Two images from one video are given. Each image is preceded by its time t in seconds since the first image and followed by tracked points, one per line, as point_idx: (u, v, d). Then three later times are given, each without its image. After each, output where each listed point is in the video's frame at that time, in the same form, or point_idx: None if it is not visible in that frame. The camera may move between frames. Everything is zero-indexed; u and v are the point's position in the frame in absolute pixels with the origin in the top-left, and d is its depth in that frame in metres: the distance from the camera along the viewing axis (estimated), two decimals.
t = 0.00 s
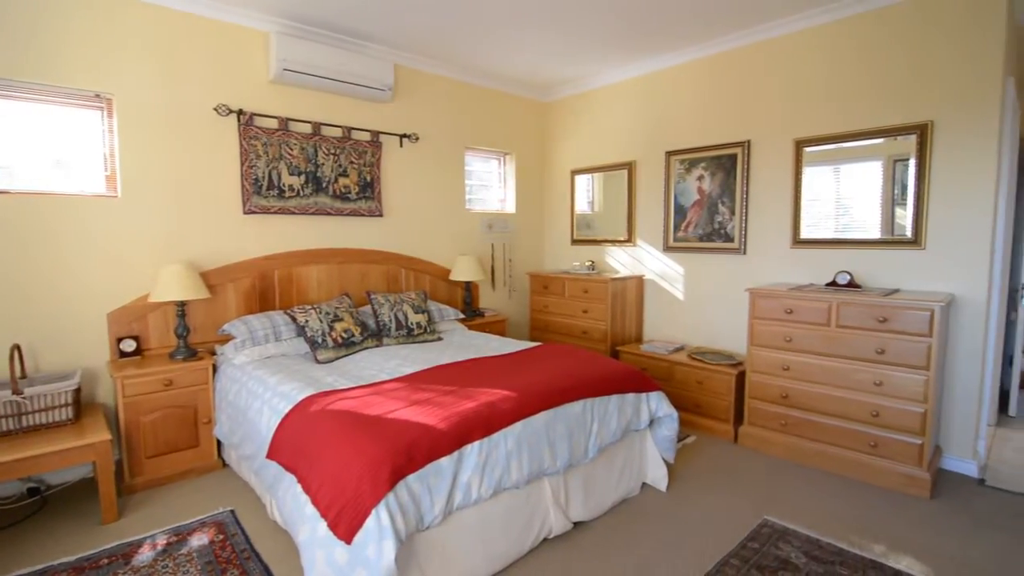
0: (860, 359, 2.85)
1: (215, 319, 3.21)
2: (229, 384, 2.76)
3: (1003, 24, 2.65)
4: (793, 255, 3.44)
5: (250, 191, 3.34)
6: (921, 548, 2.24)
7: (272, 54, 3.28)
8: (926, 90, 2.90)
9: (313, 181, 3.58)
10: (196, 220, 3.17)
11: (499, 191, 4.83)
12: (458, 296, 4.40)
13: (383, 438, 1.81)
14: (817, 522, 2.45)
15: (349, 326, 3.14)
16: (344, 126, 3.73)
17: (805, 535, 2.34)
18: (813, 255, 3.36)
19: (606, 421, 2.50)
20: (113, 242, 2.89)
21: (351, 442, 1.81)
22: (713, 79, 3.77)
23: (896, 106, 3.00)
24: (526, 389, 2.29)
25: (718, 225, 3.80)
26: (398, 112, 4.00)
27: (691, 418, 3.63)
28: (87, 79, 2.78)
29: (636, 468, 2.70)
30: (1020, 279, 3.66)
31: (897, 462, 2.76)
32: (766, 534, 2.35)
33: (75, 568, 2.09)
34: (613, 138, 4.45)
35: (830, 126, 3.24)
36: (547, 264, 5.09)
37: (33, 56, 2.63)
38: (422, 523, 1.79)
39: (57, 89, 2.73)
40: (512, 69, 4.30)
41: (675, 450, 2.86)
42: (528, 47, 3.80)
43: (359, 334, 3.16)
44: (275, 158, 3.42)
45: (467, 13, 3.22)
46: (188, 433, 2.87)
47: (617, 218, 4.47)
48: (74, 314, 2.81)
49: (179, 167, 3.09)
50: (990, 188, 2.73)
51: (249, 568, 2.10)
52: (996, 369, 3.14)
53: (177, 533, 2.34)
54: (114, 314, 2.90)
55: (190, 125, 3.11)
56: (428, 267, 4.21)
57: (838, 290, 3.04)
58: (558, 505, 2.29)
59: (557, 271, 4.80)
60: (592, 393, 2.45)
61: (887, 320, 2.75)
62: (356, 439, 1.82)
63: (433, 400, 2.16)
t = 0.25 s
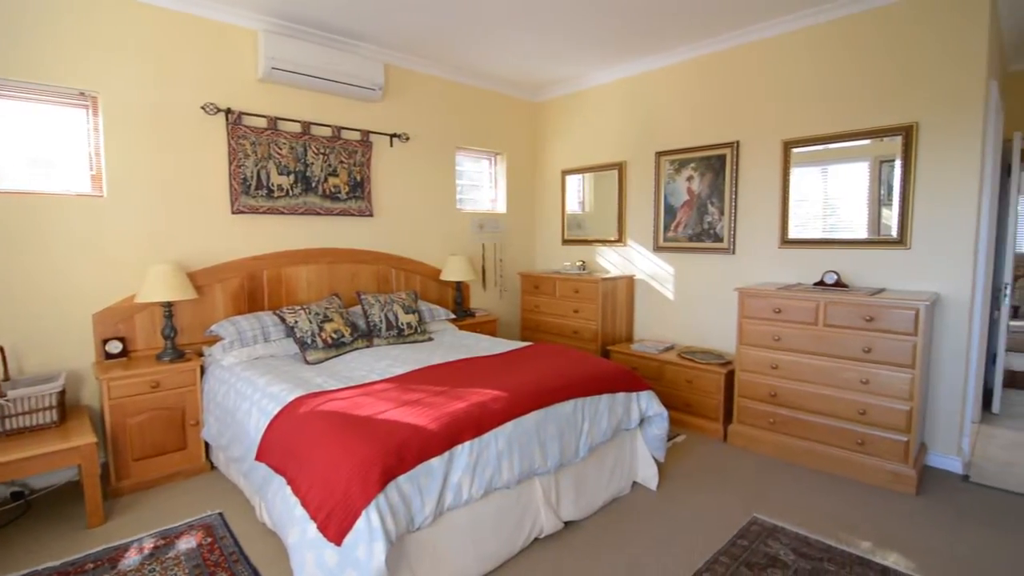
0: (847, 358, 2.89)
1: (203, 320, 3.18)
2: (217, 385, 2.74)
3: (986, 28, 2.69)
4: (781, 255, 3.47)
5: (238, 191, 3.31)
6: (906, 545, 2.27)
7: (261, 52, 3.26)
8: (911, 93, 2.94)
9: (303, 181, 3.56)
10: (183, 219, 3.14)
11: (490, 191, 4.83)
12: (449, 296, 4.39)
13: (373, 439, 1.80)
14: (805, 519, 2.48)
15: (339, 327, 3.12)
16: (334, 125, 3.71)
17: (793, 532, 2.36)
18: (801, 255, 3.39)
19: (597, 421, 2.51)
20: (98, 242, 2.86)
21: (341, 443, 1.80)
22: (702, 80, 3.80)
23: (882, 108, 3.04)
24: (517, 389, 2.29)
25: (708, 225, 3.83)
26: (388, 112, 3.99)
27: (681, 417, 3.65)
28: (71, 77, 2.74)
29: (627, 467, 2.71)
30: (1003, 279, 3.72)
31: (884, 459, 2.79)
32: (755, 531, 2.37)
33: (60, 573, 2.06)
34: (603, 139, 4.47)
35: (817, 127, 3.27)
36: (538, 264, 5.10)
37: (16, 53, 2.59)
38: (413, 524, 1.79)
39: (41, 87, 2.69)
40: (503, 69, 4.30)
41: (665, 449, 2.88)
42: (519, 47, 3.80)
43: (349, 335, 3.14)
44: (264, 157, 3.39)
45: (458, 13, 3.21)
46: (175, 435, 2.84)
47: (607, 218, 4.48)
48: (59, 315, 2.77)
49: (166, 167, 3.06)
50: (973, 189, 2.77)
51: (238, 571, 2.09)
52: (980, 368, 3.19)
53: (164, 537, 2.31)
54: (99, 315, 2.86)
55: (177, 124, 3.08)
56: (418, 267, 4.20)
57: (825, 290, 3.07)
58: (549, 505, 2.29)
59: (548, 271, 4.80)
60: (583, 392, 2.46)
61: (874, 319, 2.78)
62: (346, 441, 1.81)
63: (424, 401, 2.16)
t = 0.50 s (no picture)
0: (833, 357, 2.92)
1: (189, 321, 3.14)
2: (205, 387, 2.71)
3: (969, 31, 2.74)
4: (769, 255, 3.50)
5: (225, 190, 3.28)
6: (892, 540, 2.31)
7: (249, 50, 3.23)
8: (896, 95, 2.98)
9: (291, 180, 3.54)
10: (170, 219, 3.10)
11: (480, 191, 4.82)
12: (439, 296, 4.38)
13: (362, 440, 1.79)
14: (793, 517, 2.51)
15: (328, 327, 3.10)
16: (322, 124, 3.68)
17: (781, 529, 2.39)
18: (788, 254, 3.42)
19: (587, 420, 2.52)
20: (82, 242, 2.82)
21: (330, 444, 1.79)
22: (691, 80, 3.82)
23: (867, 110, 3.08)
24: (507, 389, 2.29)
25: (697, 225, 3.85)
26: (378, 111, 3.97)
27: (670, 416, 3.67)
28: (53, 74, 2.69)
29: (617, 466, 2.72)
30: (985, 278, 3.79)
31: (870, 456, 2.83)
32: (744, 529, 2.39)
33: None
34: (593, 139, 4.49)
35: (804, 129, 3.31)
36: (529, 264, 5.10)
37: None
38: (403, 525, 1.78)
39: (23, 84, 2.65)
40: (493, 69, 4.30)
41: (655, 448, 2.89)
42: (509, 47, 3.80)
43: (338, 336, 3.13)
44: (252, 156, 3.36)
45: (447, 12, 3.21)
46: (162, 438, 2.80)
47: (597, 218, 4.50)
48: (42, 316, 2.72)
49: (152, 166, 3.02)
50: (956, 189, 2.81)
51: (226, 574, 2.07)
52: (963, 365, 3.25)
53: (150, 541, 2.29)
54: (84, 316, 2.82)
55: (163, 123, 3.05)
56: (408, 267, 4.18)
57: (812, 289, 3.11)
58: (540, 505, 2.29)
59: (539, 271, 4.81)
60: (573, 392, 2.46)
61: (860, 318, 2.82)
62: (335, 442, 1.80)
63: (414, 401, 2.15)
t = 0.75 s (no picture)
0: (820, 355, 2.96)
1: (176, 322, 3.11)
2: (192, 388, 2.68)
3: (952, 34, 2.78)
4: (757, 255, 3.54)
5: (212, 190, 3.25)
6: (877, 537, 2.34)
7: (236, 48, 3.20)
8: (881, 97, 3.02)
9: (279, 180, 3.51)
10: (156, 219, 3.06)
11: (470, 191, 4.82)
12: (429, 296, 4.37)
13: (352, 441, 1.79)
14: (781, 514, 2.53)
15: (317, 328, 3.08)
16: (311, 124, 3.66)
17: (769, 526, 2.41)
18: (776, 254, 3.46)
19: (577, 420, 2.53)
20: (66, 242, 2.77)
21: (319, 445, 1.78)
22: (680, 81, 3.85)
23: (852, 112, 3.12)
24: (498, 389, 2.29)
25: (686, 225, 3.88)
26: (367, 110, 3.95)
27: (660, 415, 3.69)
28: (35, 71, 2.65)
29: (607, 466, 2.73)
30: (967, 277, 3.85)
31: (856, 453, 2.86)
32: (733, 526, 2.41)
33: None
34: (583, 139, 4.50)
35: (791, 130, 3.34)
36: (519, 264, 5.10)
37: None
38: (393, 526, 1.77)
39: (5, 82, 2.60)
40: (483, 69, 4.30)
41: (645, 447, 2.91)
42: (499, 46, 3.80)
43: (327, 337, 3.11)
44: (239, 156, 3.33)
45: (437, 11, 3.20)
46: (148, 440, 2.77)
47: (587, 219, 4.51)
48: (24, 317, 2.68)
49: (137, 165, 2.98)
50: (939, 190, 2.86)
51: None
52: (946, 363, 3.30)
53: (136, 544, 2.26)
54: (68, 317, 2.78)
55: (148, 121, 3.01)
56: (398, 268, 4.17)
57: (799, 288, 3.14)
58: (530, 505, 2.30)
59: (529, 271, 4.82)
60: (563, 391, 2.47)
61: (846, 317, 2.85)
62: (324, 443, 1.79)
63: (404, 402, 2.14)
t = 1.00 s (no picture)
0: (808, 354, 2.99)
1: (163, 323, 3.08)
2: (179, 390, 2.65)
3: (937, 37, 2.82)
4: (746, 255, 3.57)
5: (199, 189, 3.21)
6: (864, 533, 2.37)
7: (224, 47, 3.17)
8: (867, 98, 3.05)
9: (268, 179, 3.48)
10: (142, 219, 3.03)
11: (461, 191, 4.81)
12: (420, 296, 4.36)
13: (342, 442, 1.78)
14: (770, 511, 2.55)
15: (307, 329, 3.07)
16: (301, 123, 3.64)
17: (758, 524, 2.43)
18: (765, 254, 3.49)
19: (568, 419, 2.53)
20: (50, 243, 2.73)
21: (308, 447, 1.77)
22: (670, 82, 3.87)
23: (839, 113, 3.15)
24: (489, 390, 2.29)
25: (676, 225, 3.90)
26: (357, 110, 3.93)
27: (650, 414, 3.71)
28: (17, 68, 2.60)
29: (598, 465, 2.74)
30: (952, 277, 3.91)
31: (844, 451, 2.90)
32: (722, 524, 2.43)
33: None
34: (573, 139, 4.51)
35: (779, 131, 3.37)
36: (510, 264, 5.10)
37: None
38: (383, 527, 1.77)
39: None
40: (474, 68, 4.29)
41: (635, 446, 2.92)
42: (490, 46, 3.80)
43: (317, 337, 3.09)
44: (227, 155, 3.30)
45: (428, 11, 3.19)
46: (135, 443, 2.74)
47: (578, 219, 4.52)
48: (7, 319, 2.63)
49: (123, 164, 2.95)
50: (924, 191, 2.90)
51: None
52: (931, 362, 3.35)
53: (123, 548, 2.23)
54: (52, 319, 2.74)
55: (134, 120, 2.97)
56: (388, 268, 4.15)
57: (787, 288, 3.17)
58: (521, 504, 2.30)
59: (520, 271, 4.82)
60: (554, 391, 2.47)
61: (833, 316, 2.88)
62: (313, 444, 1.78)
63: (394, 403, 2.14)
